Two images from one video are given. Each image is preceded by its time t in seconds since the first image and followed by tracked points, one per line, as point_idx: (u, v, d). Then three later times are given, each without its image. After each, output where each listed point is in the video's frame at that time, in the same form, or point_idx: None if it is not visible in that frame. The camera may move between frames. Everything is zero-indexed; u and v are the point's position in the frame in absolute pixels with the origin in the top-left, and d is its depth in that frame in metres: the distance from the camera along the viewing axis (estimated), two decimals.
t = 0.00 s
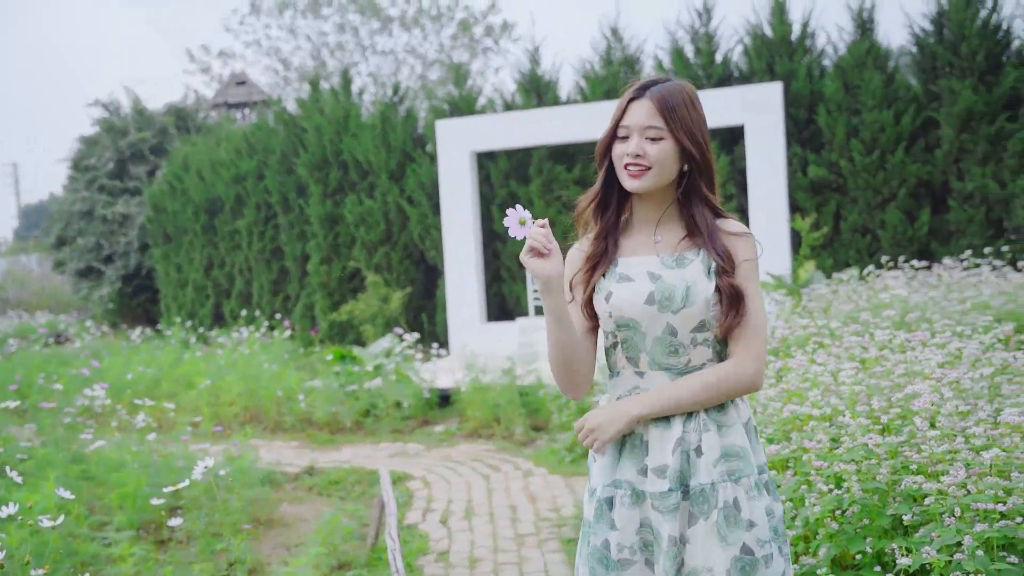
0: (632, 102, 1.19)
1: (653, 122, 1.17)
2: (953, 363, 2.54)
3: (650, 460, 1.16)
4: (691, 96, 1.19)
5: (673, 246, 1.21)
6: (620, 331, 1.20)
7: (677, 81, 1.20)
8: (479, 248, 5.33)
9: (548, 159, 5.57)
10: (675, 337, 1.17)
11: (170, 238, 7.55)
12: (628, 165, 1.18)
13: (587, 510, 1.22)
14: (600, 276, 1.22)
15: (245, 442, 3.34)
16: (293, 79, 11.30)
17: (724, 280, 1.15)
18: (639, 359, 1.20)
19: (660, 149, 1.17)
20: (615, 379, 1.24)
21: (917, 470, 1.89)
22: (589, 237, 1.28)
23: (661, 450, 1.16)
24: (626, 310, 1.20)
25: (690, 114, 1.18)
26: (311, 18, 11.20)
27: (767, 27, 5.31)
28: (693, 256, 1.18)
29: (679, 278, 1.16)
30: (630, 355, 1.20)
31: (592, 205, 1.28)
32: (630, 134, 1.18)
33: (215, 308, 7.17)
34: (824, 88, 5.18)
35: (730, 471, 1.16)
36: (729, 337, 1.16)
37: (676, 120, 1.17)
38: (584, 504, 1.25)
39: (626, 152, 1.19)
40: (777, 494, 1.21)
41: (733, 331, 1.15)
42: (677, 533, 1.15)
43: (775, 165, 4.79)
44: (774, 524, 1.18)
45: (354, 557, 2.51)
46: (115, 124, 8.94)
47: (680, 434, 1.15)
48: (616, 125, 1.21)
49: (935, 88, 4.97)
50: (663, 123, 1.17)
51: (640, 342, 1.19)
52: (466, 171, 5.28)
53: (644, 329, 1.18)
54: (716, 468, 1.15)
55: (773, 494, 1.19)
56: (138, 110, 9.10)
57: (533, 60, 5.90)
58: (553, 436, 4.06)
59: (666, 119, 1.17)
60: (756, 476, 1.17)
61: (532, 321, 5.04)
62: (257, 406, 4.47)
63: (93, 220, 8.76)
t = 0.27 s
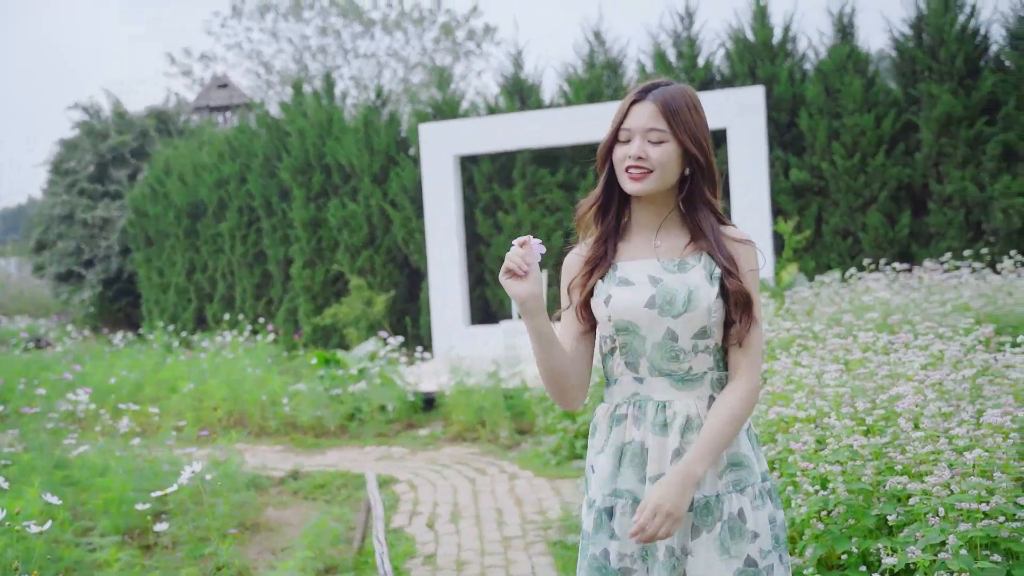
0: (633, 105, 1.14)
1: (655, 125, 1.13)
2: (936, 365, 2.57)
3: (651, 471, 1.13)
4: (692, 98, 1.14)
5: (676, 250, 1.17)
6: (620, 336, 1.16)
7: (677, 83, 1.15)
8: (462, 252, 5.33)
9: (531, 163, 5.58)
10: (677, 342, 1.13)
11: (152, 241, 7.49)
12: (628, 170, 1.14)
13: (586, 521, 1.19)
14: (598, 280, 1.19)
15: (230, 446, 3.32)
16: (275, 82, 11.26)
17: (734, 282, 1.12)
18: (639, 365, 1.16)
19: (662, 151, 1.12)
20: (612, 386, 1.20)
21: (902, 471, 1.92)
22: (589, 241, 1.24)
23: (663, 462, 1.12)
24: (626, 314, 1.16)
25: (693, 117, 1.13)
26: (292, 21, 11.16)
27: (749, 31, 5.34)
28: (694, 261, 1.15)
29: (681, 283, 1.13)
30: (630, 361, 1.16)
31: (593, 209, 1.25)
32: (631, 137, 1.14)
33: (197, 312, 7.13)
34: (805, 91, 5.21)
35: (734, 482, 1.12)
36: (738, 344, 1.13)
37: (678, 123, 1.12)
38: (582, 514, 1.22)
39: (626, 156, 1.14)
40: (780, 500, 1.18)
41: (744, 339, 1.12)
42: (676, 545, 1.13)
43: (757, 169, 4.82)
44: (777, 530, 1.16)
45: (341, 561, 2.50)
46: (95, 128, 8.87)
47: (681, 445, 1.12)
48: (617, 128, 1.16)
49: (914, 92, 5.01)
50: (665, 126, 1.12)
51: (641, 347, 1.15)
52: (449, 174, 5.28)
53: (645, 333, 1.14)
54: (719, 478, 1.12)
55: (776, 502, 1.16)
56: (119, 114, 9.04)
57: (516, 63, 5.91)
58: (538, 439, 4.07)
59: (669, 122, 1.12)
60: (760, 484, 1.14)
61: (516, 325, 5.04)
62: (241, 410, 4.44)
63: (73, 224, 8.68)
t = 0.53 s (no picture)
0: (636, 106, 1.15)
1: (657, 127, 1.14)
2: (918, 366, 2.60)
3: (653, 477, 1.11)
4: (694, 101, 1.16)
5: (676, 254, 1.17)
6: (620, 339, 1.15)
7: (679, 87, 1.16)
8: (445, 255, 5.32)
9: (515, 166, 5.58)
10: (678, 345, 1.13)
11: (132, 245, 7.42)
12: (629, 171, 1.14)
13: (587, 532, 1.16)
14: (593, 284, 1.19)
15: (214, 450, 3.30)
16: (257, 85, 11.21)
17: (733, 284, 1.14)
18: (639, 368, 1.15)
19: (664, 154, 1.13)
20: (610, 392, 1.18)
21: (886, 472, 1.93)
22: (586, 243, 1.23)
23: (664, 468, 1.11)
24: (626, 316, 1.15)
25: (696, 120, 1.15)
26: (274, 24, 11.12)
27: (730, 35, 5.37)
28: (693, 264, 1.15)
29: (681, 286, 1.13)
30: (630, 365, 1.15)
31: (591, 211, 1.24)
32: (633, 138, 1.15)
33: (179, 316, 7.08)
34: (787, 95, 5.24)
35: (738, 488, 1.11)
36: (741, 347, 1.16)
37: (680, 125, 1.14)
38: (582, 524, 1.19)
39: (628, 157, 1.15)
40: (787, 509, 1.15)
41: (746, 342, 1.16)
42: (680, 552, 1.11)
43: (740, 172, 4.84)
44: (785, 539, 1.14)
45: (327, 564, 2.49)
46: (75, 130, 8.80)
47: (683, 450, 1.11)
48: (618, 129, 1.17)
49: (894, 95, 5.06)
50: (668, 128, 1.13)
51: (641, 350, 1.14)
52: (432, 177, 5.27)
53: (646, 336, 1.13)
54: (723, 486, 1.11)
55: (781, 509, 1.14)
56: (99, 116, 8.97)
57: (498, 66, 5.91)
58: (523, 442, 4.07)
59: (672, 124, 1.13)
60: (765, 491, 1.12)
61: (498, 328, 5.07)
62: (224, 415, 4.42)
63: (52, 227, 8.60)
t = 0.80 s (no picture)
0: (633, 108, 1.12)
1: (655, 128, 1.11)
2: (901, 368, 2.62)
3: (654, 483, 1.07)
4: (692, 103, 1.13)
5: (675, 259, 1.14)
6: (618, 343, 1.10)
7: (677, 89, 1.14)
8: (429, 258, 5.33)
9: (498, 169, 5.58)
10: (677, 350, 1.08)
11: (113, 248, 7.37)
12: (627, 173, 1.11)
13: (586, 542, 1.11)
14: (589, 289, 1.13)
15: (198, 454, 3.28)
16: (238, 88, 11.16)
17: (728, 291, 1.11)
18: (638, 374, 1.10)
19: (663, 156, 1.10)
20: (607, 398, 1.13)
21: (871, 472, 1.95)
22: (580, 247, 1.19)
23: (665, 474, 1.06)
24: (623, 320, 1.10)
25: (694, 123, 1.12)
26: (255, 27, 11.07)
27: (712, 39, 5.39)
28: (689, 268, 1.11)
29: (681, 289, 1.08)
30: (629, 372, 1.10)
31: (586, 215, 1.19)
32: (630, 140, 1.12)
33: (160, 320, 7.03)
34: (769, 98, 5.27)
35: (739, 495, 1.07)
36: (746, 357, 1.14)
37: (679, 126, 1.11)
38: (578, 534, 1.14)
39: (626, 159, 1.12)
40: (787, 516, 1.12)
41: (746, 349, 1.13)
42: (682, 561, 1.06)
43: (722, 175, 4.85)
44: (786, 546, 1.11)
45: (312, 567, 2.49)
46: (55, 134, 8.74)
47: (684, 456, 1.07)
48: (615, 131, 1.14)
49: (874, 99, 5.10)
50: (666, 129, 1.10)
51: (640, 355, 1.09)
52: (415, 181, 5.27)
53: (644, 340, 1.08)
54: (724, 492, 1.07)
55: (784, 515, 1.11)
56: (79, 120, 8.93)
57: (481, 70, 5.91)
58: (508, 445, 4.07)
59: (670, 125, 1.10)
60: (766, 498, 1.09)
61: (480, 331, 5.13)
62: (207, 419, 4.39)
63: (31, 231, 8.53)
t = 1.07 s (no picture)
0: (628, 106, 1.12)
1: (652, 126, 1.10)
2: (883, 370, 2.64)
3: (657, 489, 1.07)
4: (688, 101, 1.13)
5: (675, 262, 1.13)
6: (620, 347, 1.09)
7: (672, 87, 1.13)
8: (413, 262, 5.33)
9: (481, 171, 5.58)
10: (680, 354, 1.08)
11: (93, 252, 7.31)
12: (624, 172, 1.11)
13: (585, 550, 1.10)
14: (589, 294, 1.12)
15: (181, 458, 3.26)
16: (220, 91, 11.11)
17: (727, 290, 1.12)
18: (640, 378, 1.09)
19: (660, 155, 1.10)
20: (607, 403, 1.12)
21: (855, 473, 1.97)
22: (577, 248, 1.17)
23: (668, 480, 1.07)
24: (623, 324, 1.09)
25: (689, 122, 1.12)
26: (236, 29, 11.03)
27: (694, 43, 5.42)
28: (690, 270, 1.11)
29: (683, 293, 1.08)
30: (631, 377, 1.10)
31: (583, 217, 1.18)
32: (627, 139, 1.11)
33: (142, 324, 6.98)
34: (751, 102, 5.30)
35: (739, 500, 1.08)
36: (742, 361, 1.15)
37: (676, 124, 1.10)
38: (574, 541, 1.13)
39: (623, 158, 1.11)
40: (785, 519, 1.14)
41: (744, 353, 1.15)
42: (682, 567, 1.07)
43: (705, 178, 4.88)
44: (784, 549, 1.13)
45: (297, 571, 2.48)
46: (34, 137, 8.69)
47: (686, 461, 1.08)
48: (610, 130, 1.13)
49: (855, 103, 5.14)
50: (663, 127, 1.10)
51: (642, 360, 1.08)
52: (398, 184, 5.26)
53: (647, 345, 1.08)
54: (725, 498, 1.08)
55: (782, 519, 1.13)
56: (59, 123, 8.88)
57: (464, 73, 5.91)
58: (492, 449, 4.07)
59: (667, 124, 1.10)
60: (765, 504, 1.10)
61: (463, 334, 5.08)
62: (190, 423, 4.36)
63: (10, 234, 8.45)
